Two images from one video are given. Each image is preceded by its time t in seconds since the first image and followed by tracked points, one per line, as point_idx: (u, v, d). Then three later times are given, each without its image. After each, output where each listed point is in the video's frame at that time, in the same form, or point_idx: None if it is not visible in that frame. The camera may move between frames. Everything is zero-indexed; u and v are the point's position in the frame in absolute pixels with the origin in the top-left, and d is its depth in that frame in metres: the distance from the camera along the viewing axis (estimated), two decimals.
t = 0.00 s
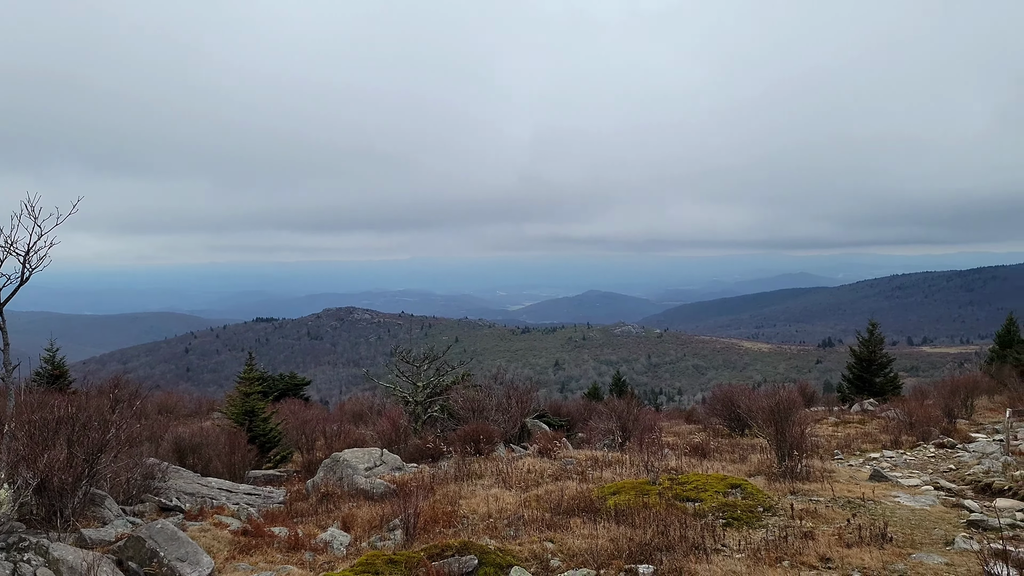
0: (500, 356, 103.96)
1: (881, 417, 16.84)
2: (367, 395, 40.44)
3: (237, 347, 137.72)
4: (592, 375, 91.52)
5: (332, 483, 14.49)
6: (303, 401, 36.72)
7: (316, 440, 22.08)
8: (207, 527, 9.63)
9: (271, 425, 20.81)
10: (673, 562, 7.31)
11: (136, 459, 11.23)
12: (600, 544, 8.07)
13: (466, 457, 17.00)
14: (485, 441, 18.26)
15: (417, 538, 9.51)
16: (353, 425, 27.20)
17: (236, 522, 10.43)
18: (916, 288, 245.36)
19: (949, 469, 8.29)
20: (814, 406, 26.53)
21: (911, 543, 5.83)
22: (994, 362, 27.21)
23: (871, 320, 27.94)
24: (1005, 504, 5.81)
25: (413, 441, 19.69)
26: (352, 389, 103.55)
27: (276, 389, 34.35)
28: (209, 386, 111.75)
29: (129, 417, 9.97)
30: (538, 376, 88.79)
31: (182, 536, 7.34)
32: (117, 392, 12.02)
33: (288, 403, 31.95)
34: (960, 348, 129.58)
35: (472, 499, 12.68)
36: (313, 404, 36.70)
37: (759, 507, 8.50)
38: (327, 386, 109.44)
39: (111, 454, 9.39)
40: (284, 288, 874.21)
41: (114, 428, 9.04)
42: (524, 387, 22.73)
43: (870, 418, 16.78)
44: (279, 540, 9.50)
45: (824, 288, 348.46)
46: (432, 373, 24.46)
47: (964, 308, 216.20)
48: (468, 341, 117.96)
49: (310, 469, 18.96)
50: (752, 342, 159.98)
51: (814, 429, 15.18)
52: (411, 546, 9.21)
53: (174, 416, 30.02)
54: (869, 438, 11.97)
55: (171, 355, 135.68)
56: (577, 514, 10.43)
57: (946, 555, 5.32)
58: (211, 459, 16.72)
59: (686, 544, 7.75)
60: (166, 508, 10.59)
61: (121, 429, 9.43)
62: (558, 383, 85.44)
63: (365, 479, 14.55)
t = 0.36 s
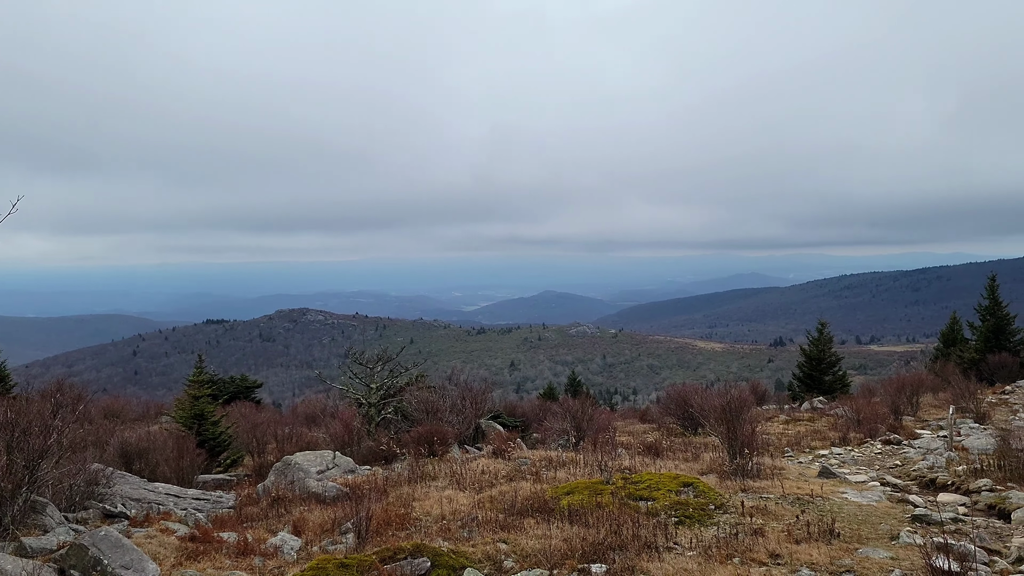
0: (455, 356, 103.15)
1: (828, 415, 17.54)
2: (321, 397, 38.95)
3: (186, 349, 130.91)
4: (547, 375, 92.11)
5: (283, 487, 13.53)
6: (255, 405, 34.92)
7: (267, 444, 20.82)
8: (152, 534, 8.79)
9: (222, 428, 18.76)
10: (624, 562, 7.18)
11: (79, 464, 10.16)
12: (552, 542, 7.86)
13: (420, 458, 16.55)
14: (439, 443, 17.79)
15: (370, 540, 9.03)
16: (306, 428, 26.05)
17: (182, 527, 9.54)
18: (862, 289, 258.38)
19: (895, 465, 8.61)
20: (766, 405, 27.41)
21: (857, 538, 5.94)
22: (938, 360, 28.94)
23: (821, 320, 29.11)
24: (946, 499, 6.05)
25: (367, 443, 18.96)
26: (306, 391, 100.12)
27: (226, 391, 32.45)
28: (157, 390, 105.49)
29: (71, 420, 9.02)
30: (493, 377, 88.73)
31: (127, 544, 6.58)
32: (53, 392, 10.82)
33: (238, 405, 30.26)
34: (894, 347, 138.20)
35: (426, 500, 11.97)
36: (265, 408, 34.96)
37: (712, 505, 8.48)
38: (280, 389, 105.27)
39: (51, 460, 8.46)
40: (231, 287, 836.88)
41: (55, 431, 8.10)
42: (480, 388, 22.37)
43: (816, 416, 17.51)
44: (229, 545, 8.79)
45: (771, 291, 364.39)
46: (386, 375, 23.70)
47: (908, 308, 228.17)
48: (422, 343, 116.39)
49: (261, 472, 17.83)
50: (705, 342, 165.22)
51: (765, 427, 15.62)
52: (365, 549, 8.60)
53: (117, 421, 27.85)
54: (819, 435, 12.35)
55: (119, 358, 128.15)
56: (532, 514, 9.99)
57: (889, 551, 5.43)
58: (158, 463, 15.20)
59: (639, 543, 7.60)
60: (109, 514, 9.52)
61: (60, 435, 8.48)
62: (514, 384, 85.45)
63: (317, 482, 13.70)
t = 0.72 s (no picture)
0: (408, 359, 101.51)
1: (777, 415, 18.11)
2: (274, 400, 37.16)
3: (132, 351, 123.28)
4: (503, 377, 91.98)
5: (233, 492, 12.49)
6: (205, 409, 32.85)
7: (216, 448, 19.33)
8: (94, 542, 7.99)
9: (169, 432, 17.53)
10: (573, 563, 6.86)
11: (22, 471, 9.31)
12: (504, 545, 7.53)
13: (372, 461, 15.94)
14: (392, 446, 17.25)
15: (320, 545, 8.32)
16: (256, 431, 24.70)
17: (127, 535, 8.68)
18: (812, 291, 269.79)
19: (841, 463, 8.92)
20: (718, 404, 28.21)
21: (805, 536, 6.03)
22: (884, 359, 30.51)
23: (770, 321, 30.26)
24: (890, 495, 6.25)
25: (318, 446, 18.05)
26: (256, 394, 95.85)
27: (173, 395, 30.28)
28: (101, 394, 98.54)
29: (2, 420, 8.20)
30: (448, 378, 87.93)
31: (69, 552, 5.87)
32: None
33: (186, 409, 28.36)
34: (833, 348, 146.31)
35: (378, 503, 11.16)
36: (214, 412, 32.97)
37: (663, 505, 8.20)
38: (229, 393, 100.48)
39: None
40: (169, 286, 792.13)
41: None
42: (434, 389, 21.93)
43: (766, 415, 18.12)
44: (175, 552, 8.04)
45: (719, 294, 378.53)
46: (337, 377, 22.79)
47: (857, 308, 239.71)
48: (375, 344, 114.09)
49: (208, 477, 16.42)
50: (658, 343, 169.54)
51: (718, 427, 15.96)
52: (315, 554, 7.96)
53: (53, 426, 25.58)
54: (768, 435, 12.68)
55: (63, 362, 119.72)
56: (485, 516, 9.41)
57: (837, 548, 5.52)
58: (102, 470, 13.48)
59: (588, 543, 7.33)
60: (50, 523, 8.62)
61: None
62: (468, 386, 84.77)
63: (268, 487, 12.72)
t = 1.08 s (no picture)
0: (362, 360, 98.85)
1: (728, 414, 18.62)
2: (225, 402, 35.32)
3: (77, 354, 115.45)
4: (456, 378, 91.13)
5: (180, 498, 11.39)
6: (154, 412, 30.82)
7: (164, 451, 17.78)
8: (35, 550, 7.22)
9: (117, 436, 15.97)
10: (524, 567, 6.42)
11: None
12: (457, 546, 7.10)
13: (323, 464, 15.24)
14: (344, 448, 16.60)
15: (270, 550, 7.59)
16: (206, 434, 23.29)
17: (70, 542, 7.90)
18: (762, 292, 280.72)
19: (791, 462, 9.18)
20: (671, 404, 28.89)
21: (754, 534, 6.09)
22: (834, 358, 32.01)
23: (722, 322, 31.25)
24: (838, 493, 6.43)
25: (267, 449, 17.03)
26: (206, 396, 91.13)
27: (119, 398, 28.13)
28: (46, 397, 91.50)
29: None
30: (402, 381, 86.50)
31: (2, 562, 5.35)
32: None
33: (135, 412, 26.42)
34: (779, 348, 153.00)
35: (329, 507, 10.25)
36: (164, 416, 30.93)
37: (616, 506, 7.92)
38: (178, 397, 95.22)
39: None
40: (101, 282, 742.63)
41: None
42: (386, 390, 21.36)
43: (718, 414, 18.64)
44: (119, 558, 7.31)
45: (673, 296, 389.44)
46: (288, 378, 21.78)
47: (806, 309, 250.90)
48: (328, 346, 110.99)
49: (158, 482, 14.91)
50: (614, 343, 172.69)
51: (670, 426, 16.26)
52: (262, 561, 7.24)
53: None
54: (720, 434, 12.96)
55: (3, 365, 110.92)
56: (437, 519, 8.74)
57: (786, 546, 5.56)
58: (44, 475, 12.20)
59: (542, 544, 6.97)
60: None
61: None
62: (422, 388, 83.46)
63: (217, 491, 11.72)
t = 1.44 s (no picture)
0: (309, 362, 95.14)
1: (676, 412, 19.05)
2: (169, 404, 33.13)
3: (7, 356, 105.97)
4: (406, 378, 89.45)
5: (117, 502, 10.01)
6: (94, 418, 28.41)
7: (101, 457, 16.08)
8: None
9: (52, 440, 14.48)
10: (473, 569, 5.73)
11: None
12: (404, 547, 6.40)
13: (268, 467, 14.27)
14: (291, 450, 15.42)
15: (214, 555, 6.53)
16: (148, 437, 21.58)
17: None
18: (710, 292, 291.34)
19: (738, 458, 9.40)
20: (620, 402, 29.46)
21: (700, 529, 6.10)
22: (778, 356, 33.66)
23: (670, 320, 32.16)
24: (782, 488, 6.60)
25: (211, 452, 15.35)
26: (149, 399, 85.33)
27: (57, 401, 25.62)
28: None
29: None
30: (349, 381, 84.09)
31: None
32: None
33: (74, 416, 24.16)
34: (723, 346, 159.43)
35: (274, 509, 8.88)
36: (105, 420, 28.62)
37: (565, 503, 7.64)
38: (119, 400, 88.79)
39: None
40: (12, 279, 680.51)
41: None
42: (333, 393, 20.43)
43: (668, 412, 19.12)
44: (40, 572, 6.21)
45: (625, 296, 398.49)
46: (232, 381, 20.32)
47: (752, 307, 262.52)
48: (275, 346, 106.79)
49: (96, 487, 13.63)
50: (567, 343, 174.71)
51: (619, 424, 16.45)
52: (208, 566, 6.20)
53: None
54: (670, 431, 13.19)
55: None
56: (385, 521, 7.74)
57: (731, 540, 5.57)
58: None
59: (494, 545, 6.28)
60: None
61: None
62: (372, 388, 81.38)
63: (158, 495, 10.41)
